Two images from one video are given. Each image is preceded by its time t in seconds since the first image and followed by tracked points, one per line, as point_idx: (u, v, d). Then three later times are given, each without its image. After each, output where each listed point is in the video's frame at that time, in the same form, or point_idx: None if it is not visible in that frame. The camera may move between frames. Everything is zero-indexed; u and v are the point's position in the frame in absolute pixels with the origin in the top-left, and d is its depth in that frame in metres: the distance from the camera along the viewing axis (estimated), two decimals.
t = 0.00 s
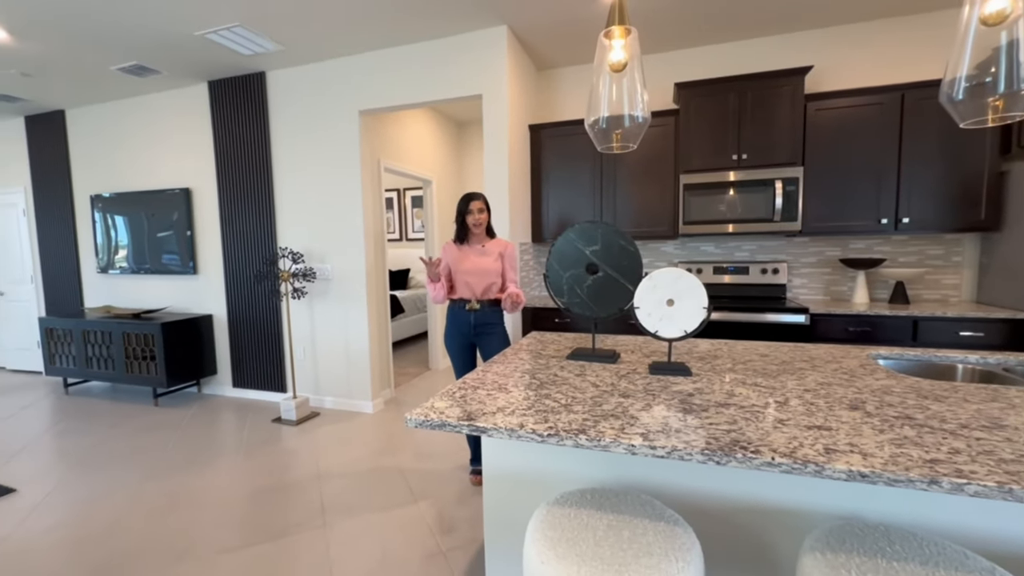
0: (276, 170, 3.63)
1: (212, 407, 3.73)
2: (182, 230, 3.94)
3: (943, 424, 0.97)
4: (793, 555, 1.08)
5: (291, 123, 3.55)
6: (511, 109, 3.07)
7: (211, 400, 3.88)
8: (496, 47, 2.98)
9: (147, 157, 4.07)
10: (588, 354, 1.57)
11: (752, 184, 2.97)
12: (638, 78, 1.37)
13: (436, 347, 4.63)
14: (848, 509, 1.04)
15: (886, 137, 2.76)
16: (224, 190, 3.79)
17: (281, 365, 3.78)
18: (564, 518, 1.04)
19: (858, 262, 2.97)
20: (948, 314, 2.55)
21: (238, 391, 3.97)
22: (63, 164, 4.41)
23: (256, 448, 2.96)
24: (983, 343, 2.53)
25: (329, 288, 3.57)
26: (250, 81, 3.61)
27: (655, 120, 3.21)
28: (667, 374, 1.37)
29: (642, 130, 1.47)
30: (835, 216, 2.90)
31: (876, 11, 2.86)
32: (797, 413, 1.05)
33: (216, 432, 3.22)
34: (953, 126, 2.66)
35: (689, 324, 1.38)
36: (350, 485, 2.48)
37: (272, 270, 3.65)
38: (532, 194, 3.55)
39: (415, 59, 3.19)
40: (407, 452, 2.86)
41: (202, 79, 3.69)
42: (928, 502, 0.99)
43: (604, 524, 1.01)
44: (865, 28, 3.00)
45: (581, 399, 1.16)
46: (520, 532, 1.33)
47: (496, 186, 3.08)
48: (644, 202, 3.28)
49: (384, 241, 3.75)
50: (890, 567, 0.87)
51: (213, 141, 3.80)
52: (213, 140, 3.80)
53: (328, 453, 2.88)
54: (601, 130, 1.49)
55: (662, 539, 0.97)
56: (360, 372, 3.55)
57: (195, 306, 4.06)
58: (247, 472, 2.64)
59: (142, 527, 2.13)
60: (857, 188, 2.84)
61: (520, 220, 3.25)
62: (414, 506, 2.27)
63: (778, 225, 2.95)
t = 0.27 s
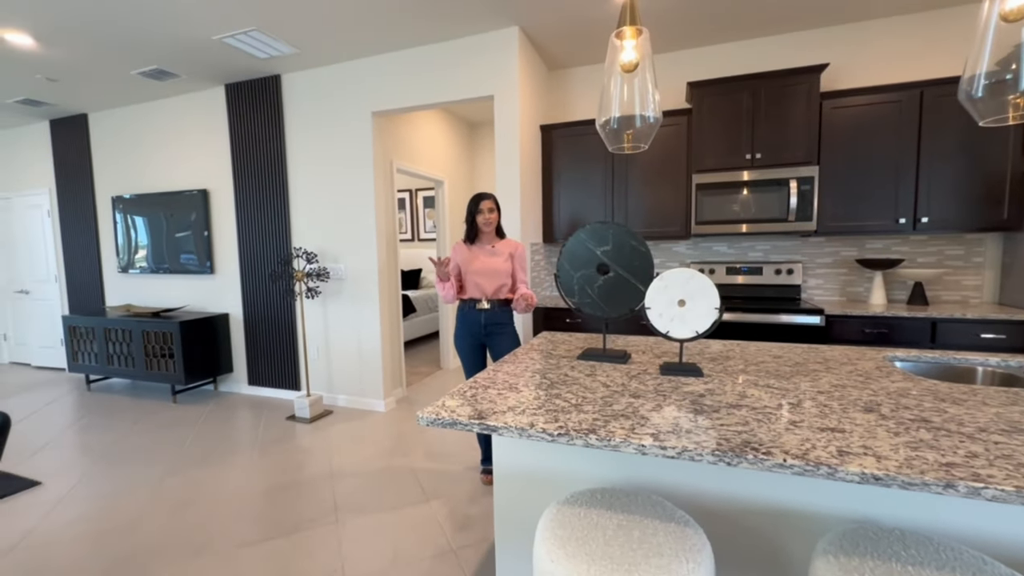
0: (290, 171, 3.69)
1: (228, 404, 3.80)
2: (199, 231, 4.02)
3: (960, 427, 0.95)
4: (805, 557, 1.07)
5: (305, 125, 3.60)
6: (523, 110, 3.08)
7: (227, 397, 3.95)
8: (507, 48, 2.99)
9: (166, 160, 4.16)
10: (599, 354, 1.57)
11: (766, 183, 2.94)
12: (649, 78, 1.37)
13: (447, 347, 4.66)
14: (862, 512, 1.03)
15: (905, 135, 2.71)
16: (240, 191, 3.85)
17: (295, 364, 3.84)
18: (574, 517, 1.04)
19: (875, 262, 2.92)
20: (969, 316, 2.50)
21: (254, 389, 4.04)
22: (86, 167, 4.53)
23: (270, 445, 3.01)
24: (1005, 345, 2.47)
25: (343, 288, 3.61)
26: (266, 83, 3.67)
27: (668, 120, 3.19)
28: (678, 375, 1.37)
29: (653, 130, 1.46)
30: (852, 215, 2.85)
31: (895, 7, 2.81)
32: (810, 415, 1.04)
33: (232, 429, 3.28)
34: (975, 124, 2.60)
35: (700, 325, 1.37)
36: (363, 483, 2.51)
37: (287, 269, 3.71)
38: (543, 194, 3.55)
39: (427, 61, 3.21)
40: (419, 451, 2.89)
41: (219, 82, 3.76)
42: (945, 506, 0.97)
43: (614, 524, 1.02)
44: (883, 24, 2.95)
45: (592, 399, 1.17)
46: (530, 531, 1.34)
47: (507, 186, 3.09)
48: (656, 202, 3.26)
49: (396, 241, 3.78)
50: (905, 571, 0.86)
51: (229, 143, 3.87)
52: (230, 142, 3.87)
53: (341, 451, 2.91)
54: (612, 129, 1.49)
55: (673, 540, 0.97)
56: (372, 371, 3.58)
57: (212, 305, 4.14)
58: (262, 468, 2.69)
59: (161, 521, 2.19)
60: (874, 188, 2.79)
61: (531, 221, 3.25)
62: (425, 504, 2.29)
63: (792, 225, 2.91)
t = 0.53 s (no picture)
0: (303, 173, 3.73)
1: (242, 403, 3.85)
2: (214, 231, 4.08)
3: (978, 430, 0.94)
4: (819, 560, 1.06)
5: (319, 127, 3.64)
6: (533, 110, 3.08)
7: (240, 396, 4.01)
8: (518, 49, 3.00)
9: (182, 161, 4.23)
10: (610, 354, 1.57)
11: (779, 183, 2.91)
12: (661, 78, 1.37)
13: (457, 347, 4.68)
14: (875, 514, 1.02)
15: (921, 134, 2.67)
16: (254, 193, 3.91)
17: (307, 363, 3.88)
18: (586, 517, 1.04)
19: (891, 263, 2.88)
20: (988, 318, 2.45)
21: (267, 387, 4.09)
22: (104, 169, 4.62)
23: (284, 443, 3.04)
24: None
25: (354, 288, 3.64)
26: (279, 86, 3.71)
27: (679, 119, 3.18)
28: (690, 376, 1.36)
29: (665, 131, 1.46)
30: (867, 215, 2.82)
31: (911, 4, 2.77)
32: (824, 417, 1.03)
33: (246, 427, 3.33)
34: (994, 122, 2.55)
35: (712, 326, 1.37)
36: (374, 482, 2.53)
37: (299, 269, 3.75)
38: (553, 194, 3.55)
39: (438, 63, 3.23)
40: (429, 451, 2.91)
41: (234, 85, 3.82)
42: (964, 509, 0.96)
43: (625, 524, 1.02)
44: (899, 21, 2.91)
45: (602, 399, 1.17)
46: (541, 530, 1.34)
47: (517, 187, 3.09)
48: (667, 202, 3.24)
49: (407, 242, 3.81)
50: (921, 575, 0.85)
51: (244, 145, 3.93)
52: (244, 144, 3.93)
53: (352, 450, 2.94)
54: (623, 130, 1.49)
55: (684, 541, 0.96)
56: (383, 370, 3.61)
57: (226, 304, 4.20)
58: (276, 466, 2.72)
59: (177, 517, 2.23)
60: (890, 188, 2.75)
61: (541, 221, 3.26)
62: (437, 504, 2.31)
63: (805, 225, 2.88)
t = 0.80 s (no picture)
0: (313, 174, 3.77)
1: (253, 401, 3.89)
2: (226, 232, 4.14)
3: (996, 433, 0.92)
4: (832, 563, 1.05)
5: (329, 128, 3.67)
6: (542, 111, 3.08)
7: (252, 394, 4.05)
8: (527, 49, 3.00)
9: (195, 163, 4.29)
10: (619, 355, 1.56)
11: (790, 183, 2.89)
12: (670, 78, 1.36)
13: (466, 347, 4.69)
14: (890, 518, 1.01)
15: (936, 133, 2.63)
16: (265, 194, 3.96)
17: (318, 362, 3.91)
18: (595, 517, 1.04)
19: (905, 263, 2.84)
20: (1005, 319, 2.41)
21: (277, 386, 4.13)
22: (119, 170, 4.70)
23: (294, 442, 3.07)
24: None
25: (364, 288, 3.67)
26: (290, 88, 3.75)
27: (688, 119, 3.16)
28: (700, 377, 1.35)
29: (675, 131, 1.46)
30: (880, 215, 2.78)
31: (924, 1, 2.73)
32: (837, 419, 1.02)
33: (257, 425, 3.37)
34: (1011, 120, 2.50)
35: (722, 326, 1.36)
36: (383, 481, 2.55)
37: (310, 270, 3.78)
38: (562, 194, 3.55)
39: (447, 64, 3.24)
40: (437, 450, 2.92)
41: (246, 87, 3.87)
42: (981, 514, 0.95)
43: (635, 525, 1.02)
44: (914, 18, 2.87)
45: (612, 400, 1.17)
46: (550, 531, 1.34)
47: (526, 187, 3.09)
48: (676, 202, 3.23)
49: (416, 242, 3.83)
50: None
51: (255, 147, 3.97)
52: (256, 146, 3.97)
53: (362, 449, 2.96)
54: (633, 131, 1.49)
55: (694, 542, 0.96)
56: (392, 370, 3.63)
57: (238, 304, 4.25)
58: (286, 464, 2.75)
59: (191, 513, 2.26)
60: (904, 187, 2.72)
61: (550, 221, 3.26)
62: (446, 503, 2.32)
63: (817, 225, 2.85)
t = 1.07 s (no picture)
0: (322, 175, 3.80)
1: (262, 401, 3.93)
2: (236, 233, 4.18)
3: (1010, 437, 0.91)
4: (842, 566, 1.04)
5: (337, 130, 3.70)
6: (549, 112, 3.09)
7: (260, 394, 4.09)
8: (534, 51, 3.01)
9: (205, 165, 4.34)
10: (626, 356, 1.56)
11: (799, 183, 2.87)
12: (679, 79, 1.36)
13: (473, 347, 4.70)
14: (901, 521, 1.00)
15: (948, 132, 2.60)
16: (274, 195, 3.99)
17: (326, 362, 3.94)
18: (602, 518, 1.04)
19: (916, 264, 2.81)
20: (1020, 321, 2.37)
21: (286, 386, 4.16)
22: (131, 172, 4.77)
23: (303, 441, 3.10)
24: None
25: (371, 289, 3.69)
26: (299, 90, 3.79)
27: (696, 120, 3.15)
28: (708, 378, 1.35)
29: (683, 131, 1.46)
30: (891, 215, 2.75)
31: None
32: (846, 421, 1.01)
33: (266, 425, 3.40)
34: None
35: (730, 327, 1.35)
36: (390, 480, 2.56)
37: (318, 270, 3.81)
38: (568, 195, 3.55)
39: (455, 65, 3.26)
40: (444, 450, 2.92)
41: (256, 90, 3.91)
42: (994, 518, 0.94)
43: (642, 526, 1.02)
44: (926, 17, 2.84)
45: (619, 401, 1.17)
46: (558, 532, 1.34)
47: (533, 188, 3.10)
48: (684, 203, 3.22)
49: (423, 243, 3.84)
50: None
51: (265, 148, 4.01)
52: (265, 148, 4.02)
53: (369, 448, 2.98)
54: (641, 132, 1.49)
55: (702, 544, 0.96)
56: (399, 370, 3.65)
57: (247, 304, 4.29)
58: (295, 463, 2.77)
59: (201, 511, 2.29)
60: (915, 187, 2.69)
61: (556, 222, 3.26)
62: (453, 503, 2.32)
63: (827, 225, 2.83)
